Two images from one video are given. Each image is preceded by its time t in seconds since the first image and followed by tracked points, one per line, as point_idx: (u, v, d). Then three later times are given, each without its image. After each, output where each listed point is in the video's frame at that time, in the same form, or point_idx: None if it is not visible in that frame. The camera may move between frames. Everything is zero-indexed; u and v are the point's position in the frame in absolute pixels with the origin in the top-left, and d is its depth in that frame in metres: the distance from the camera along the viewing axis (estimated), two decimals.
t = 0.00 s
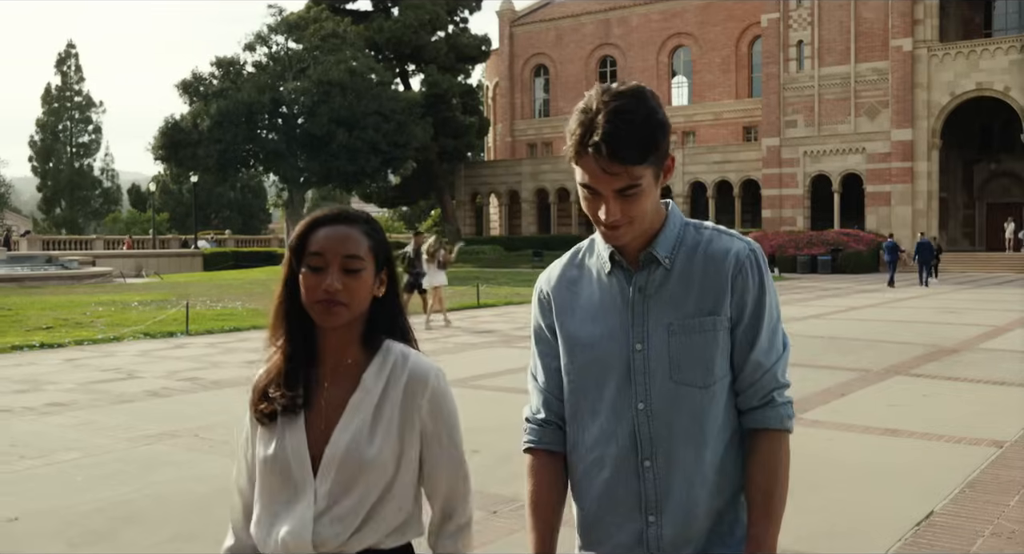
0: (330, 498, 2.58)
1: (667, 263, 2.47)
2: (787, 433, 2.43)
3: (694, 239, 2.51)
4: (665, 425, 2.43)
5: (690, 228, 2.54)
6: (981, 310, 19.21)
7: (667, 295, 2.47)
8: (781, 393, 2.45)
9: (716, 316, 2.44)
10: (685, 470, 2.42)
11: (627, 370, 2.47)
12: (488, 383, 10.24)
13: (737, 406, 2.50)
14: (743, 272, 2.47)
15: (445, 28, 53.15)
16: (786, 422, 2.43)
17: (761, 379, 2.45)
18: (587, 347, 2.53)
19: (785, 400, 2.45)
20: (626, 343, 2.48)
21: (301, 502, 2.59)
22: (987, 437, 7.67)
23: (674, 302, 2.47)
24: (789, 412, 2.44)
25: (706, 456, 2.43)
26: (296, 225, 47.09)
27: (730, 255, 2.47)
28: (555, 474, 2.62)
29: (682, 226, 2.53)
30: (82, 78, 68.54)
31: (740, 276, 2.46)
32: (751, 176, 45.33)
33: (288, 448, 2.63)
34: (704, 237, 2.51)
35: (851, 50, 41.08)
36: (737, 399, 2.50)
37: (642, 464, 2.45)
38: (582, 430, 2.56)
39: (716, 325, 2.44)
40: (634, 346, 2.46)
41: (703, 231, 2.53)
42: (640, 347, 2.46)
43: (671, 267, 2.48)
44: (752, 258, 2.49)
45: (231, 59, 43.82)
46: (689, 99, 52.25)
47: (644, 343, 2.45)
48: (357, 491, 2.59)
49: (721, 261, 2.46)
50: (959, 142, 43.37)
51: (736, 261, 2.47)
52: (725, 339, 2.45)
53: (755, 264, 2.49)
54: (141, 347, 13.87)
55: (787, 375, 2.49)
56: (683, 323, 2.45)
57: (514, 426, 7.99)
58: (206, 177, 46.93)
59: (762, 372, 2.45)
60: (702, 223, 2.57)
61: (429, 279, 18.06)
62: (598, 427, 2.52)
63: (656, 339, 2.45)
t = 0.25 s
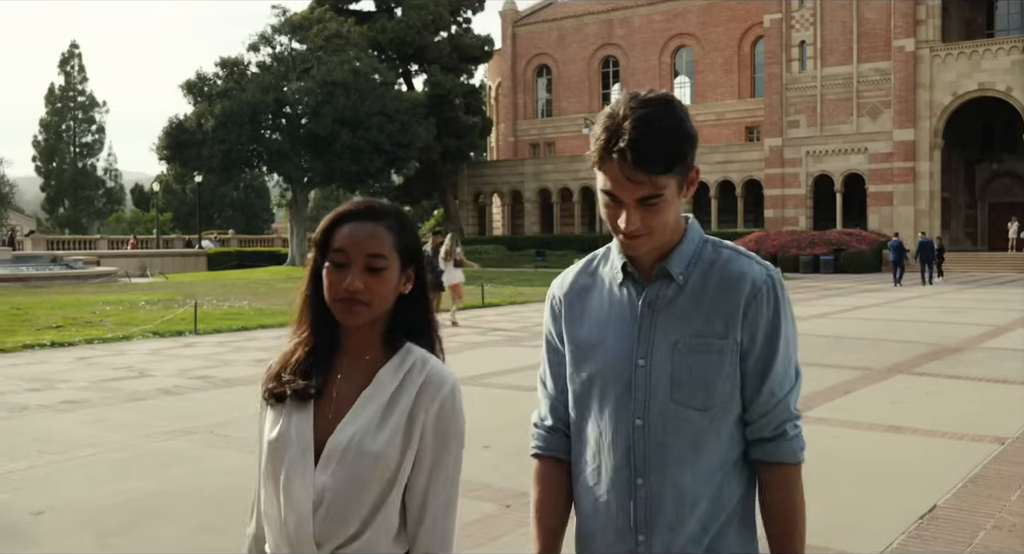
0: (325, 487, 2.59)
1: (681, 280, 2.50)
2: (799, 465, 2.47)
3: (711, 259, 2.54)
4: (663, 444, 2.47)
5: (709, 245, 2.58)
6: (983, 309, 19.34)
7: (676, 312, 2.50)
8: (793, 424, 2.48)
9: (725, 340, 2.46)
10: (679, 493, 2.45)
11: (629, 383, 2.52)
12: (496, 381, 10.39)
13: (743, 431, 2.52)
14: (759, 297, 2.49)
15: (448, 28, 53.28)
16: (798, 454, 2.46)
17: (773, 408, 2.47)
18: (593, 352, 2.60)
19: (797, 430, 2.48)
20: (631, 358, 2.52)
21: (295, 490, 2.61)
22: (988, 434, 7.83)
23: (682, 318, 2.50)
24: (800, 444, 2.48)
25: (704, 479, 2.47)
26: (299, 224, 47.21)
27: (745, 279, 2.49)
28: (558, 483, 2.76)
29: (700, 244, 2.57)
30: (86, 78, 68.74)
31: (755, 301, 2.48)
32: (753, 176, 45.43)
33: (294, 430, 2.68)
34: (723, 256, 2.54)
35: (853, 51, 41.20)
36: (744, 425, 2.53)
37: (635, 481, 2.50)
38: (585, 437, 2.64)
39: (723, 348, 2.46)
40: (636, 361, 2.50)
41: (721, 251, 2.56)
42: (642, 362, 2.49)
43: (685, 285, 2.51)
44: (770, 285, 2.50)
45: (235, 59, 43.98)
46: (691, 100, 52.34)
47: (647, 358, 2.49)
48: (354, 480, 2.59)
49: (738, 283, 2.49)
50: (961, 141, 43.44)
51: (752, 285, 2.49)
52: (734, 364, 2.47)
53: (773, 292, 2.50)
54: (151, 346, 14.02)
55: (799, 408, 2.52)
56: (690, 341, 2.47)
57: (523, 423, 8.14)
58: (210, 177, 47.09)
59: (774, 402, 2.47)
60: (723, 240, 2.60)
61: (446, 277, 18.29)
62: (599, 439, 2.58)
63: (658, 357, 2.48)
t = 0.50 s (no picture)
0: (346, 495, 2.55)
1: (699, 269, 2.42)
2: (817, 468, 2.35)
3: (735, 249, 2.44)
4: (668, 436, 2.37)
5: (734, 235, 2.46)
6: (990, 306, 19.45)
7: (691, 301, 2.42)
8: (812, 426, 2.36)
9: (744, 334, 2.35)
10: (678, 488, 2.36)
11: (640, 368, 2.43)
12: (509, 376, 10.53)
13: (757, 428, 2.41)
14: (780, 293, 2.37)
15: (455, 27, 53.36)
16: (817, 456, 2.34)
17: (790, 408, 2.35)
18: (607, 329, 2.54)
19: (816, 434, 2.36)
20: (642, 343, 2.45)
21: (314, 488, 2.58)
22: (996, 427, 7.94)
23: (698, 309, 2.41)
24: (820, 449, 2.36)
25: (710, 474, 2.37)
26: (308, 223, 47.38)
27: (767, 273, 2.37)
28: (570, 457, 2.73)
29: (723, 232, 2.46)
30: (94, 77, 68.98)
31: (775, 299, 2.37)
32: (761, 174, 45.49)
33: (314, 426, 2.64)
34: (745, 248, 2.44)
35: (861, 48, 41.20)
36: (758, 422, 2.42)
37: (635, 470, 2.41)
38: (596, 420, 2.59)
39: (739, 343, 2.35)
40: (648, 345, 2.42)
41: (746, 241, 2.45)
42: (655, 347, 2.40)
43: (704, 273, 2.42)
44: (794, 280, 2.38)
45: (243, 58, 44.14)
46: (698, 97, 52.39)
47: (660, 344, 2.40)
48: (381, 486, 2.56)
49: (757, 279, 2.38)
50: (968, 138, 43.44)
51: (774, 280, 2.37)
52: (748, 359, 2.36)
53: (797, 285, 2.38)
54: (166, 343, 14.18)
55: (821, 409, 2.40)
56: (706, 333, 2.37)
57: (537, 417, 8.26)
58: (219, 176, 47.26)
59: (791, 402, 2.35)
60: (749, 232, 2.48)
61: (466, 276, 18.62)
62: (608, 423, 2.51)
63: (671, 345, 2.39)
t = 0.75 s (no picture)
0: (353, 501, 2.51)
1: (705, 259, 2.41)
2: (815, 454, 2.27)
3: (740, 238, 2.43)
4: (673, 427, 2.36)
5: (739, 225, 2.46)
6: (994, 302, 19.58)
7: (698, 291, 2.41)
8: (811, 409, 2.30)
9: (748, 322, 2.34)
10: (686, 473, 2.36)
11: (648, 360, 2.43)
12: (519, 373, 10.67)
13: (761, 417, 2.38)
14: (783, 279, 2.35)
15: (460, 27, 53.49)
16: (815, 441, 2.27)
17: (788, 392, 2.32)
18: (614, 326, 2.53)
19: (815, 418, 2.30)
20: (650, 333, 2.44)
21: (323, 505, 2.51)
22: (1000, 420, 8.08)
23: (704, 300, 2.40)
24: (818, 433, 2.28)
25: (713, 462, 2.35)
26: (314, 223, 47.56)
27: (770, 259, 2.37)
28: (578, 450, 2.68)
29: (729, 223, 2.45)
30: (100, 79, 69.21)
31: (779, 285, 2.35)
32: (765, 172, 45.59)
33: (319, 432, 2.58)
34: (750, 236, 2.43)
35: (865, 46, 41.27)
36: (761, 410, 2.38)
37: (646, 463, 2.40)
38: (604, 413, 2.57)
39: (744, 330, 2.34)
40: (657, 337, 2.42)
41: (751, 231, 2.44)
42: (663, 338, 2.40)
43: (710, 264, 2.42)
44: (797, 265, 2.37)
45: (249, 60, 44.30)
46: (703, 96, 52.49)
47: (667, 335, 2.40)
48: (395, 493, 2.53)
49: (760, 266, 2.37)
50: (973, 135, 43.52)
51: (776, 264, 2.36)
52: (752, 345, 2.35)
53: (800, 271, 2.37)
54: (179, 343, 14.35)
55: (822, 392, 2.34)
56: (713, 323, 2.36)
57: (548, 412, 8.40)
58: (225, 177, 47.42)
59: (789, 387, 2.32)
60: (754, 221, 2.48)
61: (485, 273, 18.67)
62: (616, 415, 2.51)
63: (678, 336, 2.38)
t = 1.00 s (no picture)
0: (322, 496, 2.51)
1: (701, 259, 2.46)
2: (812, 448, 2.39)
3: (733, 237, 2.49)
4: (686, 430, 2.41)
5: (730, 226, 2.52)
6: (994, 298, 19.75)
7: (696, 292, 2.46)
8: (808, 405, 2.40)
9: (751, 320, 2.41)
10: (699, 472, 2.40)
11: (653, 364, 2.46)
12: (525, 369, 10.83)
13: (764, 415, 2.45)
14: (779, 278, 2.42)
15: (461, 26, 53.56)
16: (813, 435, 2.37)
17: (787, 388, 2.40)
18: (613, 335, 2.55)
19: (813, 412, 2.39)
20: (651, 337, 2.48)
21: (286, 501, 2.51)
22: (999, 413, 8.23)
23: (705, 299, 2.45)
24: (817, 425, 2.39)
25: (726, 464, 2.41)
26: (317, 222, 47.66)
27: (767, 254, 2.43)
28: (579, 467, 2.70)
29: (720, 223, 2.51)
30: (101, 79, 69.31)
31: (775, 282, 2.42)
32: (767, 170, 45.68)
33: (282, 433, 2.57)
34: (744, 234, 2.49)
35: (865, 44, 41.33)
36: (766, 408, 2.45)
37: (659, 466, 2.43)
38: (607, 420, 2.57)
39: (747, 327, 2.40)
40: (659, 341, 2.45)
41: (743, 230, 2.50)
42: (666, 342, 2.44)
43: (706, 264, 2.47)
44: (793, 261, 2.43)
45: (251, 59, 44.39)
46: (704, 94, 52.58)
47: (670, 338, 2.44)
48: (348, 487, 2.51)
49: (757, 264, 2.43)
50: (973, 132, 43.62)
51: (773, 261, 2.43)
52: (757, 343, 2.41)
53: (796, 269, 2.43)
54: (187, 340, 14.52)
55: (819, 386, 2.44)
56: (716, 321, 2.42)
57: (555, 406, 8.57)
58: (227, 176, 47.49)
59: (787, 381, 2.40)
60: (745, 221, 2.54)
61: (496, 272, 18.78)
62: (618, 421, 2.53)
63: (682, 337, 2.42)
